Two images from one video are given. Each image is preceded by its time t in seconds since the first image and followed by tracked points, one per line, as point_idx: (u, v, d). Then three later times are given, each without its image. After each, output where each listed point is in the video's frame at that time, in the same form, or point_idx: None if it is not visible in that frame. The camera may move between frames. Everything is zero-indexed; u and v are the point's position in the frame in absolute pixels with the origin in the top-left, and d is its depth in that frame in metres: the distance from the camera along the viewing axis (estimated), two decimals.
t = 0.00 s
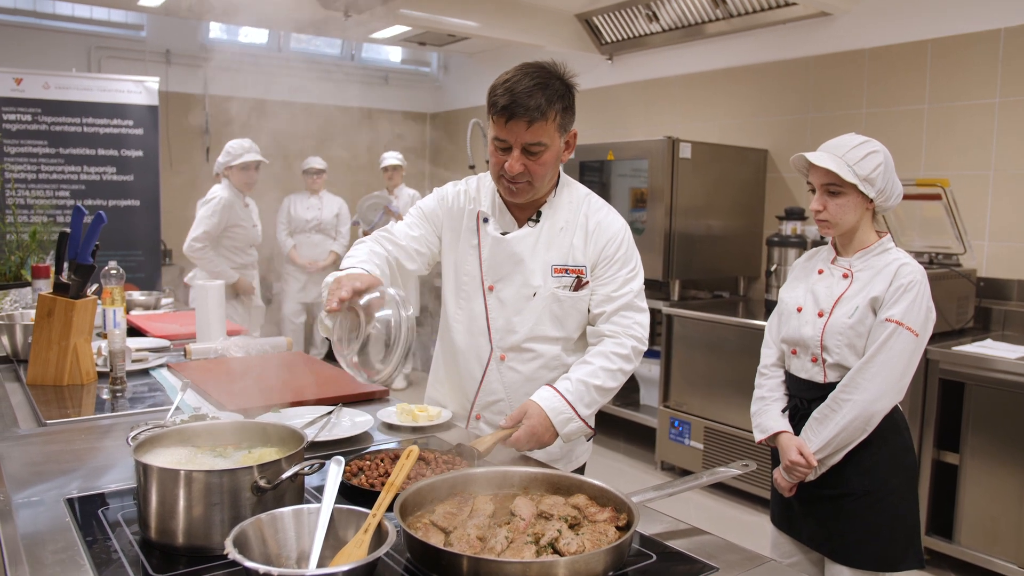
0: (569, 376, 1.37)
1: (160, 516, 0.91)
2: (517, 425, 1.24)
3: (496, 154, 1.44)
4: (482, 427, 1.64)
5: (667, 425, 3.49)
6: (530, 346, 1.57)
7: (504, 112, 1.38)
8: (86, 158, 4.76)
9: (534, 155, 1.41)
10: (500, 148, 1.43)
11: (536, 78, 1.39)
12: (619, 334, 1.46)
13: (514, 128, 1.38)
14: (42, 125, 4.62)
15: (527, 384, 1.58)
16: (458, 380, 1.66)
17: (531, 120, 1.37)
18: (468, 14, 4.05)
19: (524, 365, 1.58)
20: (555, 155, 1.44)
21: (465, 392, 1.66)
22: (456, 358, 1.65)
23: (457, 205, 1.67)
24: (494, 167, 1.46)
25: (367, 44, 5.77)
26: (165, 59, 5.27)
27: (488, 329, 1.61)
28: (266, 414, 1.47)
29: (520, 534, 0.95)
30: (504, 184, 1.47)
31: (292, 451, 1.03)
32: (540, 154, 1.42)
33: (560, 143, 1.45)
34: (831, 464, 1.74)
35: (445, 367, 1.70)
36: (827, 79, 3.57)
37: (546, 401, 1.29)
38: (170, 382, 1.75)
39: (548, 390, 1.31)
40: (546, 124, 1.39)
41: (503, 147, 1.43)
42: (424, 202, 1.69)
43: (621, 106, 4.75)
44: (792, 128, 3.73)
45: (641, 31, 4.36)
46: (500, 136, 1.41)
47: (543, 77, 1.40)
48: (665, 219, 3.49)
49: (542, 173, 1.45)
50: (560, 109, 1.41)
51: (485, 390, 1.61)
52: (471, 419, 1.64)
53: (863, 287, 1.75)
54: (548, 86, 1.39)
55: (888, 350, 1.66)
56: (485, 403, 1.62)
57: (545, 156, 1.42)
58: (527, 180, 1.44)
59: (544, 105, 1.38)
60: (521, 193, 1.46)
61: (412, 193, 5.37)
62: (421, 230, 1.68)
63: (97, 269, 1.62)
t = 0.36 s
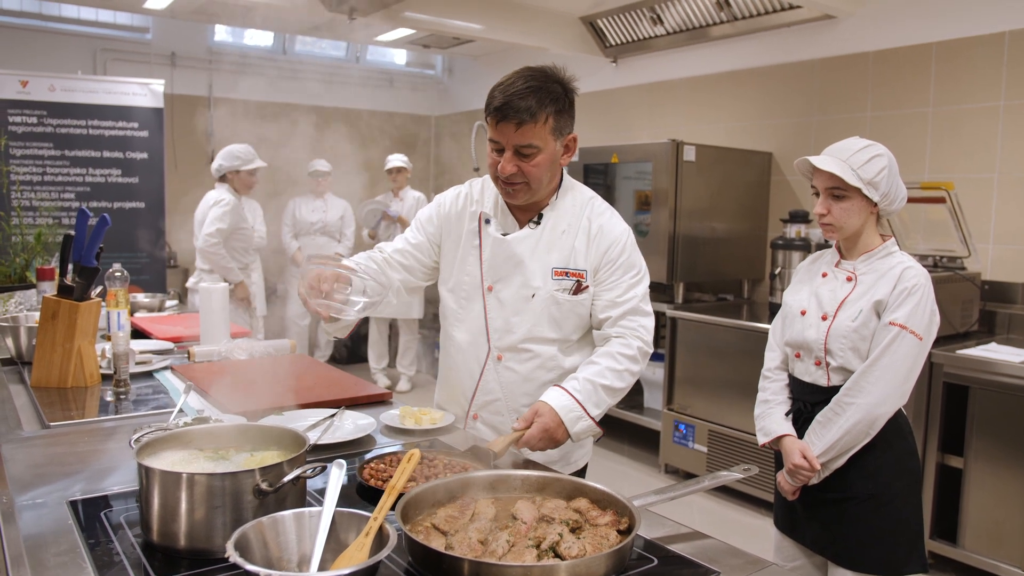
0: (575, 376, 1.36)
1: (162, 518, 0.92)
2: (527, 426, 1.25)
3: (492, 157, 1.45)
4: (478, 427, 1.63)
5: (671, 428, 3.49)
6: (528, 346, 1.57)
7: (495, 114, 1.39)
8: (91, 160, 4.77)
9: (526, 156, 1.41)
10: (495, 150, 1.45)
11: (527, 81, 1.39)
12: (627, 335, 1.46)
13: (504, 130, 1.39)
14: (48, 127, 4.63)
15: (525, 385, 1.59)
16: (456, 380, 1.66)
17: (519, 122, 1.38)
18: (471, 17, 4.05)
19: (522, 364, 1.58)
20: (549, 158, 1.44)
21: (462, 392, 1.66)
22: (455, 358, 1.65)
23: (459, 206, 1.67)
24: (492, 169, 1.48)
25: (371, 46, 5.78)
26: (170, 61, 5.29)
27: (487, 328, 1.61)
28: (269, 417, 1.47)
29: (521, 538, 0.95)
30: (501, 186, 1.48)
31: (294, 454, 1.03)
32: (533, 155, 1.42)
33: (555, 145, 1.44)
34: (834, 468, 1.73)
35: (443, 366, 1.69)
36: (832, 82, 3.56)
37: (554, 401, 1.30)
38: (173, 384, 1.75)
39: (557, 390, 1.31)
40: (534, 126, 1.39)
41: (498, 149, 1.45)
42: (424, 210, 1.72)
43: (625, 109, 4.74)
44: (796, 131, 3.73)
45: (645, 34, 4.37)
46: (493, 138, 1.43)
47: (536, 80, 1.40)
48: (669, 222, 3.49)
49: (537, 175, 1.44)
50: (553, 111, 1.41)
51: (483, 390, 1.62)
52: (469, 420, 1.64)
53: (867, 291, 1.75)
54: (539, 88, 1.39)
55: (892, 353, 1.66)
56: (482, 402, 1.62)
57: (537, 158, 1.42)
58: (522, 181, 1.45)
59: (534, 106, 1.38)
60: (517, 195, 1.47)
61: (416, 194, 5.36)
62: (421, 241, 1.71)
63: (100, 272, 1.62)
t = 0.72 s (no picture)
0: (591, 375, 1.38)
1: (164, 518, 0.92)
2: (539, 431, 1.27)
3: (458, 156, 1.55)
4: (468, 422, 1.67)
5: (672, 429, 3.49)
6: (511, 340, 1.61)
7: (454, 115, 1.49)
8: (93, 161, 4.78)
9: (479, 156, 1.49)
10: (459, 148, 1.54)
11: (482, 84, 1.47)
12: (628, 330, 1.47)
13: (461, 130, 1.48)
14: (49, 128, 4.64)
15: (510, 378, 1.62)
16: (446, 376, 1.70)
17: (471, 121, 1.45)
18: (473, 17, 4.05)
19: (506, 359, 1.62)
20: (503, 159, 1.49)
21: (454, 387, 1.70)
22: (444, 353, 1.69)
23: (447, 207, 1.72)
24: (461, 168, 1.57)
25: (374, 48, 5.79)
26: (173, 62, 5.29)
27: (472, 323, 1.65)
28: (270, 418, 1.47)
29: (522, 537, 0.95)
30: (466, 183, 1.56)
31: (295, 454, 1.04)
32: (485, 155, 1.48)
33: (511, 145, 1.49)
34: (834, 468, 1.74)
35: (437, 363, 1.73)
36: (833, 84, 3.56)
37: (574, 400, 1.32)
38: (175, 384, 1.76)
39: (579, 391, 1.34)
40: (485, 126, 1.45)
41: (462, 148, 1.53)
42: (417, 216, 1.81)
43: (627, 110, 4.74)
44: (797, 133, 3.73)
45: (647, 35, 4.37)
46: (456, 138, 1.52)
47: (491, 84, 1.47)
48: (671, 223, 3.49)
49: (492, 174, 1.51)
50: (506, 112, 1.46)
51: (470, 384, 1.65)
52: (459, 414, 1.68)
53: (868, 292, 1.75)
54: (492, 92, 1.45)
55: (892, 355, 1.66)
56: (472, 397, 1.66)
57: (490, 157, 1.48)
58: (481, 180, 1.52)
59: (486, 108, 1.45)
60: (479, 192, 1.54)
61: (418, 196, 5.36)
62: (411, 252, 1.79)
63: (103, 272, 1.63)
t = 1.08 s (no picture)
0: (612, 368, 1.59)
1: (163, 516, 0.92)
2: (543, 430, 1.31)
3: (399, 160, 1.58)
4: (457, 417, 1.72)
5: (671, 428, 3.49)
6: (485, 331, 1.67)
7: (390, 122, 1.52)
8: (92, 158, 4.78)
9: (417, 160, 1.52)
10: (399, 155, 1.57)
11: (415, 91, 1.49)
12: (605, 297, 1.64)
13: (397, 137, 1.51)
14: (48, 125, 4.64)
15: (490, 367, 1.68)
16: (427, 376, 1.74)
17: (405, 130, 1.49)
18: (473, 15, 4.05)
19: (484, 350, 1.68)
20: (441, 162, 1.53)
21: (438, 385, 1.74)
22: (421, 354, 1.73)
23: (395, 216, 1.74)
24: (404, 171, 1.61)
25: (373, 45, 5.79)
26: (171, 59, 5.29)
27: (444, 322, 1.70)
28: (271, 416, 1.48)
29: (521, 536, 0.96)
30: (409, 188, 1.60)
31: (294, 453, 1.04)
32: (423, 158, 1.52)
33: (446, 149, 1.52)
34: (832, 467, 1.74)
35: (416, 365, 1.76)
36: (832, 83, 3.57)
37: (613, 396, 1.55)
38: (174, 382, 1.76)
39: (610, 386, 1.56)
40: (419, 134, 1.49)
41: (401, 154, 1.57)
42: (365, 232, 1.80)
43: (626, 108, 4.74)
44: (796, 132, 3.73)
45: (646, 34, 4.37)
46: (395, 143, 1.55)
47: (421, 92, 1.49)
48: (670, 222, 3.49)
49: (432, 177, 1.55)
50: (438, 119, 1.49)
51: (453, 381, 1.70)
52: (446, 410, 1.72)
53: (867, 291, 1.75)
54: (423, 98, 1.47)
55: (891, 354, 1.66)
56: (456, 391, 1.70)
57: (427, 161, 1.52)
58: (423, 183, 1.56)
59: (419, 114, 1.47)
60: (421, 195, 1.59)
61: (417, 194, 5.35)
62: (364, 260, 1.77)
63: (102, 270, 1.63)
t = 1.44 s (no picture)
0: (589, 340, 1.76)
1: (169, 518, 0.92)
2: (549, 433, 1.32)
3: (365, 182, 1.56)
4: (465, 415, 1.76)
5: (674, 427, 3.49)
6: (478, 329, 1.72)
7: (354, 143, 1.50)
8: (94, 157, 4.78)
9: (389, 176, 1.51)
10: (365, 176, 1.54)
11: (379, 108, 1.48)
12: (572, 271, 1.79)
13: (365, 156, 1.50)
14: (51, 124, 4.64)
15: (488, 361, 1.74)
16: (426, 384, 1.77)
17: (376, 147, 1.47)
18: (476, 13, 4.03)
19: (479, 346, 1.73)
20: (413, 173, 1.53)
21: (438, 390, 1.77)
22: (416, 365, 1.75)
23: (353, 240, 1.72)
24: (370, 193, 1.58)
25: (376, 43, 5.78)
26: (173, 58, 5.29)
27: (436, 329, 1.72)
28: (274, 416, 1.48)
29: (525, 539, 0.96)
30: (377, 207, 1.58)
31: (299, 454, 1.04)
32: (395, 174, 1.51)
33: (416, 160, 1.53)
34: (832, 468, 1.74)
35: (412, 374, 1.79)
36: (835, 82, 3.56)
37: (595, 365, 1.75)
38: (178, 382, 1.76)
39: (589, 359, 1.75)
40: (391, 148, 1.48)
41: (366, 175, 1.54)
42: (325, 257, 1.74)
43: (629, 106, 4.73)
44: (799, 130, 3.73)
45: (649, 32, 4.36)
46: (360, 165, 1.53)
47: (384, 108, 1.48)
48: (673, 220, 3.49)
49: (407, 192, 1.54)
50: (406, 132, 1.50)
51: (455, 382, 1.74)
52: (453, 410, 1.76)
53: (867, 292, 1.75)
54: (388, 114, 1.48)
55: (891, 355, 1.66)
56: (461, 391, 1.75)
57: (400, 175, 1.51)
58: (395, 200, 1.55)
59: (388, 130, 1.47)
60: (394, 212, 1.57)
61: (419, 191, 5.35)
62: (331, 281, 1.70)
63: (106, 270, 1.63)
